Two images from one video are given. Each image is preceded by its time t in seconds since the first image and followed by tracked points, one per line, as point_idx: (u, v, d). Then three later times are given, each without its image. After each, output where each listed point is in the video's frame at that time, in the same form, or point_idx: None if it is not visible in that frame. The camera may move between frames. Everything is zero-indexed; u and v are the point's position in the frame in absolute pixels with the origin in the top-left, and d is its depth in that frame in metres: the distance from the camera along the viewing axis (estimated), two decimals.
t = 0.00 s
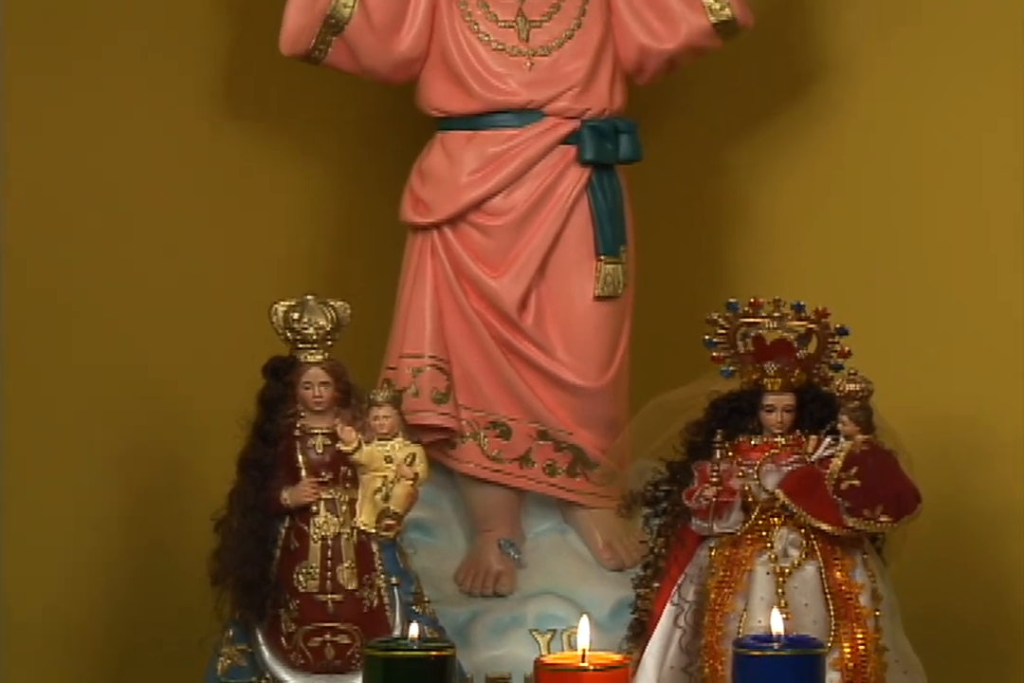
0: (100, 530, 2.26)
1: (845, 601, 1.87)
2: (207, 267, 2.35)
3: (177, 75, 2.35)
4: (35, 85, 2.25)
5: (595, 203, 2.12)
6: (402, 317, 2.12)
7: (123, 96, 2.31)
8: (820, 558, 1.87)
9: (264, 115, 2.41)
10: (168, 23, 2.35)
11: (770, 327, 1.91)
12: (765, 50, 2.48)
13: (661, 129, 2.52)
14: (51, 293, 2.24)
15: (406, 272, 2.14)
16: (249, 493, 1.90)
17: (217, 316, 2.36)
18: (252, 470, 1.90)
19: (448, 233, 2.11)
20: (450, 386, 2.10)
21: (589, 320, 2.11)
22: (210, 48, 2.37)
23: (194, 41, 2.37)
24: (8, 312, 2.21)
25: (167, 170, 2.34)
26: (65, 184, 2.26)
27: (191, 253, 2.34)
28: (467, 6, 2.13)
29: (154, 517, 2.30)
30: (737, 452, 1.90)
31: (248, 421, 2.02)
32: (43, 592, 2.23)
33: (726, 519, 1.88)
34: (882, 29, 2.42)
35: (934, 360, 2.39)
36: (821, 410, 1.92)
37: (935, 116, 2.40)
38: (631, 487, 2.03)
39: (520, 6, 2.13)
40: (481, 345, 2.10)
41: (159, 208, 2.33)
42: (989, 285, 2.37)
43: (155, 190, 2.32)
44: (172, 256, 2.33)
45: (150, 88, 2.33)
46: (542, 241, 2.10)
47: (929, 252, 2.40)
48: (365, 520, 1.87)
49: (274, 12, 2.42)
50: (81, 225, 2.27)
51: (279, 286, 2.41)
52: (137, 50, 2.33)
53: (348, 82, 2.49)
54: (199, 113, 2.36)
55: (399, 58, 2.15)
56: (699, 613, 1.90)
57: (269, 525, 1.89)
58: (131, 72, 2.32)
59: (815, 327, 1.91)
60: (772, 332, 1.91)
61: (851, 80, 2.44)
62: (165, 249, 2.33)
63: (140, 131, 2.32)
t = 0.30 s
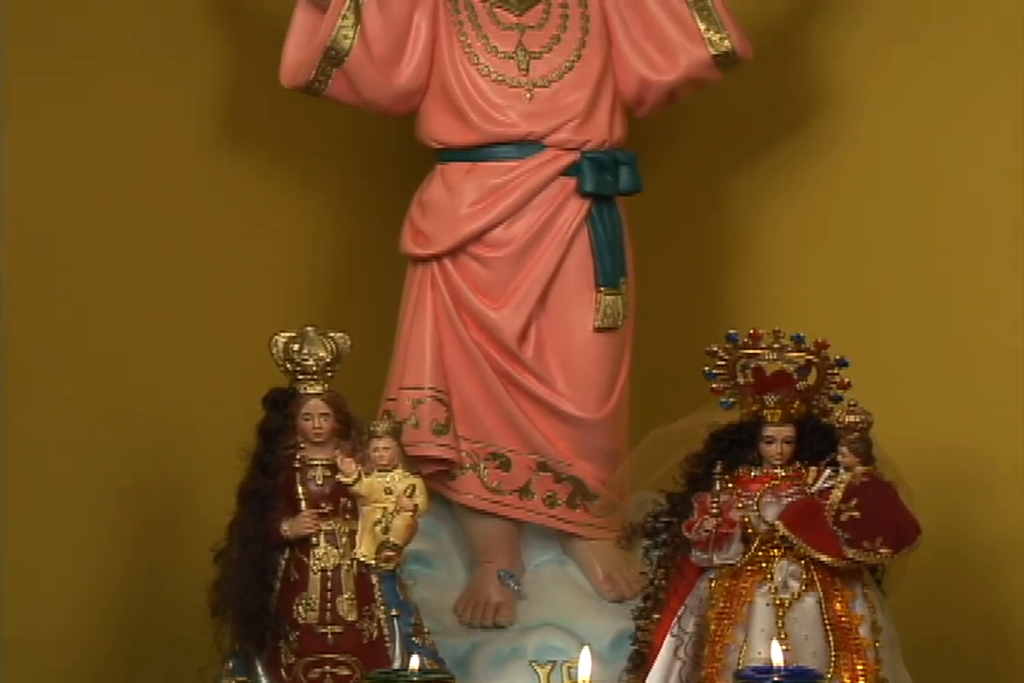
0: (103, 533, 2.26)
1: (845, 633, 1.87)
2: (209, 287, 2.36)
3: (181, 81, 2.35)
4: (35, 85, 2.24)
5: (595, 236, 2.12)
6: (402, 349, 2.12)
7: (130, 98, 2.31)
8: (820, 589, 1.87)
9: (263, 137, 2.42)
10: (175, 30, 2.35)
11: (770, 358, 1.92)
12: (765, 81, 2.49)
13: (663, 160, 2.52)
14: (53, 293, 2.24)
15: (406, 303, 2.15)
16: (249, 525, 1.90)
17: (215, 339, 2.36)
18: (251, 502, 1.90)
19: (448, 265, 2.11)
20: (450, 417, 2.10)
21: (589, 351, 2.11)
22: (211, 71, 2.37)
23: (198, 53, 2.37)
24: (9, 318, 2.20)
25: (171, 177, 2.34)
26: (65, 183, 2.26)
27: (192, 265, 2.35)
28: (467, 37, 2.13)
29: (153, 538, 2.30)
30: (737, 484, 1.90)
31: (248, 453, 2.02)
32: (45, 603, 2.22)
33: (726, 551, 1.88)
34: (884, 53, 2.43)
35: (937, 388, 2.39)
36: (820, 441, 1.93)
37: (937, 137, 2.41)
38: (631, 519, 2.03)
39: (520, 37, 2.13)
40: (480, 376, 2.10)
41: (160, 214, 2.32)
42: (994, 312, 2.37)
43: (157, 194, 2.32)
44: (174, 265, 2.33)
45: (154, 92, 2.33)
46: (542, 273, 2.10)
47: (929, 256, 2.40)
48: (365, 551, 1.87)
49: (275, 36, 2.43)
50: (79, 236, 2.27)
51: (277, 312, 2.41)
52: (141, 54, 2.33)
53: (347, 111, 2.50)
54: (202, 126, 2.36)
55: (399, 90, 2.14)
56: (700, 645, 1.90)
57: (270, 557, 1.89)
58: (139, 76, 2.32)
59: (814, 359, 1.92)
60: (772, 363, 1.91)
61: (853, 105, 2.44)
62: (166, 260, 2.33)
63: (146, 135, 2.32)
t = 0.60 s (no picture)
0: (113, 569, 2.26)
1: (846, 667, 1.87)
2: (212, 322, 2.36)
3: (185, 116, 2.35)
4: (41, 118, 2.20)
5: (594, 270, 2.12)
6: (402, 383, 2.12)
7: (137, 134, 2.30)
8: (820, 623, 1.87)
9: (264, 172, 2.42)
10: (178, 66, 2.34)
11: (770, 391, 1.92)
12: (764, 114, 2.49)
13: (660, 197, 2.53)
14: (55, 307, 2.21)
15: (407, 336, 2.15)
16: (249, 559, 1.90)
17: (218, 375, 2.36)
18: (252, 536, 1.90)
19: (448, 298, 2.11)
20: (450, 451, 2.10)
21: (589, 385, 2.11)
22: (211, 107, 2.37)
23: (200, 88, 2.36)
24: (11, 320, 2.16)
25: (177, 211, 2.33)
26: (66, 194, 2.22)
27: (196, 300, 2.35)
28: (467, 72, 2.13)
29: (156, 573, 2.30)
30: (737, 517, 1.91)
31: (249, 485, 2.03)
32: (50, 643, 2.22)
33: (726, 584, 1.88)
34: (883, 89, 2.42)
35: (934, 422, 2.40)
36: (819, 475, 1.93)
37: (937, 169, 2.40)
38: (631, 552, 2.04)
39: (520, 71, 2.13)
40: (480, 410, 2.10)
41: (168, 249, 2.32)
42: (998, 348, 2.37)
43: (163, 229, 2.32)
44: (179, 300, 2.33)
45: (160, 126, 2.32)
46: (543, 307, 2.10)
47: (929, 276, 2.40)
48: (365, 585, 1.87)
49: (274, 70, 2.44)
50: (90, 270, 2.24)
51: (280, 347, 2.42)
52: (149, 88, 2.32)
53: (349, 144, 2.51)
54: (204, 159, 2.36)
55: (399, 124, 2.14)
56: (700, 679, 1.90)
57: (270, 590, 1.89)
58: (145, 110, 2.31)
59: (814, 393, 1.92)
60: (772, 396, 1.92)
61: (853, 139, 2.44)
62: (170, 294, 2.33)
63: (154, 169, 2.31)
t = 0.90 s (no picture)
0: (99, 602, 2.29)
1: None
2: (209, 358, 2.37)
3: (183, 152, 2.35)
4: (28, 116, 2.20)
5: (595, 305, 2.12)
6: (403, 418, 2.13)
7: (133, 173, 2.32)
8: (821, 659, 1.88)
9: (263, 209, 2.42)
10: (173, 105, 2.36)
11: (770, 427, 1.92)
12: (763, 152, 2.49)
13: (661, 234, 2.53)
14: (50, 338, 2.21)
15: (409, 371, 2.15)
16: (250, 594, 1.90)
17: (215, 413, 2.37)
18: (252, 571, 1.90)
19: (449, 333, 2.12)
20: (451, 487, 2.10)
21: (590, 421, 2.10)
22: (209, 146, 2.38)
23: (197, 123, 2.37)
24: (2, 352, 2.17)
25: (173, 249, 2.35)
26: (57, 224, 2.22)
27: (192, 338, 2.36)
28: (468, 107, 2.13)
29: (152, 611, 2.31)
30: (737, 552, 1.91)
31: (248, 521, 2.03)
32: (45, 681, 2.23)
33: (726, 620, 1.89)
34: (882, 127, 2.43)
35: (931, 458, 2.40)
36: (819, 510, 1.94)
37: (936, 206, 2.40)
38: (631, 589, 2.05)
39: (520, 107, 2.13)
40: (481, 446, 2.10)
41: (162, 286, 2.34)
42: (995, 386, 2.38)
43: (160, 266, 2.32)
44: (174, 338, 2.35)
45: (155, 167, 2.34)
46: (544, 343, 2.10)
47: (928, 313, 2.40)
48: (366, 621, 1.87)
49: (275, 107, 2.44)
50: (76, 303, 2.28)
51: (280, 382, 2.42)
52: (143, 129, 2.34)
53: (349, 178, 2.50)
54: (202, 197, 2.37)
55: (399, 160, 2.15)
56: None
57: (271, 625, 1.89)
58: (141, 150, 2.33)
59: (814, 428, 1.92)
60: (772, 431, 1.92)
61: (852, 176, 2.44)
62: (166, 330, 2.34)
63: (148, 209, 2.33)
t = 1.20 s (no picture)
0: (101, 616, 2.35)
1: None
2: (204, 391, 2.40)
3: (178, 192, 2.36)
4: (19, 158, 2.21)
5: (595, 344, 2.13)
6: (403, 457, 2.13)
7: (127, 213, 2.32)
8: None
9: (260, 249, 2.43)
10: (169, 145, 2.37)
11: (770, 467, 1.92)
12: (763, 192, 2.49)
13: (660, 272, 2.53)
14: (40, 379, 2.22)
15: (409, 409, 2.16)
16: (250, 633, 1.90)
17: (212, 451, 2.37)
18: (253, 609, 1.90)
19: (449, 372, 2.12)
20: (451, 526, 2.10)
21: (590, 460, 2.11)
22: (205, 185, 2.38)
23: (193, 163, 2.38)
24: None
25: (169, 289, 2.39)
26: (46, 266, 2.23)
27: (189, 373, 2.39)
28: (468, 146, 2.14)
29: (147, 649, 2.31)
30: (737, 591, 1.92)
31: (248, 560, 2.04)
32: None
33: (726, 658, 1.89)
34: (882, 167, 2.43)
35: (930, 499, 2.40)
36: (819, 548, 1.94)
37: (933, 245, 2.40)
38: (631, 627, 2.03)
39: (520, 146, 2.13)
40: (482, 486, 2.10)
41: (161, 303, 2.38)
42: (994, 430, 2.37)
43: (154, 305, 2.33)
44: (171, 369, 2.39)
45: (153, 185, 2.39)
46: (544, 383, 2.10)
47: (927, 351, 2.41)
48: (366, 659, 1.86)
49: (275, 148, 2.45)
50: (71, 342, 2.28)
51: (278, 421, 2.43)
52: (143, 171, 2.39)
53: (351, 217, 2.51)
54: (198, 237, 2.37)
55: (399, 199, 2.15)
56: None
57: (271, 664, 1.89)
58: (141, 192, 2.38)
59: (814, 467, 1.92)
60: (772, 471, 1.92)
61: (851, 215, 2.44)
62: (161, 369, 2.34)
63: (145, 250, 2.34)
